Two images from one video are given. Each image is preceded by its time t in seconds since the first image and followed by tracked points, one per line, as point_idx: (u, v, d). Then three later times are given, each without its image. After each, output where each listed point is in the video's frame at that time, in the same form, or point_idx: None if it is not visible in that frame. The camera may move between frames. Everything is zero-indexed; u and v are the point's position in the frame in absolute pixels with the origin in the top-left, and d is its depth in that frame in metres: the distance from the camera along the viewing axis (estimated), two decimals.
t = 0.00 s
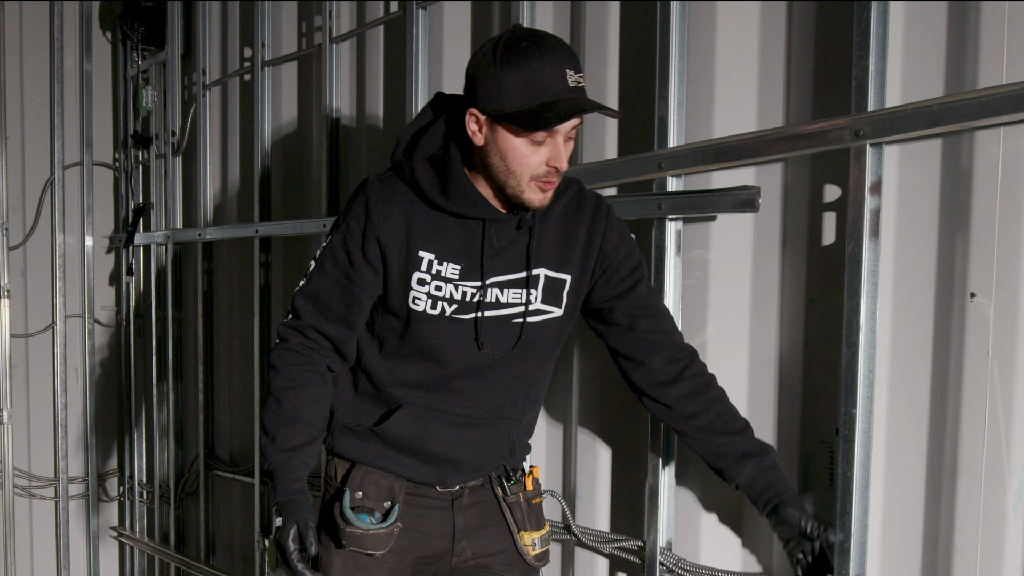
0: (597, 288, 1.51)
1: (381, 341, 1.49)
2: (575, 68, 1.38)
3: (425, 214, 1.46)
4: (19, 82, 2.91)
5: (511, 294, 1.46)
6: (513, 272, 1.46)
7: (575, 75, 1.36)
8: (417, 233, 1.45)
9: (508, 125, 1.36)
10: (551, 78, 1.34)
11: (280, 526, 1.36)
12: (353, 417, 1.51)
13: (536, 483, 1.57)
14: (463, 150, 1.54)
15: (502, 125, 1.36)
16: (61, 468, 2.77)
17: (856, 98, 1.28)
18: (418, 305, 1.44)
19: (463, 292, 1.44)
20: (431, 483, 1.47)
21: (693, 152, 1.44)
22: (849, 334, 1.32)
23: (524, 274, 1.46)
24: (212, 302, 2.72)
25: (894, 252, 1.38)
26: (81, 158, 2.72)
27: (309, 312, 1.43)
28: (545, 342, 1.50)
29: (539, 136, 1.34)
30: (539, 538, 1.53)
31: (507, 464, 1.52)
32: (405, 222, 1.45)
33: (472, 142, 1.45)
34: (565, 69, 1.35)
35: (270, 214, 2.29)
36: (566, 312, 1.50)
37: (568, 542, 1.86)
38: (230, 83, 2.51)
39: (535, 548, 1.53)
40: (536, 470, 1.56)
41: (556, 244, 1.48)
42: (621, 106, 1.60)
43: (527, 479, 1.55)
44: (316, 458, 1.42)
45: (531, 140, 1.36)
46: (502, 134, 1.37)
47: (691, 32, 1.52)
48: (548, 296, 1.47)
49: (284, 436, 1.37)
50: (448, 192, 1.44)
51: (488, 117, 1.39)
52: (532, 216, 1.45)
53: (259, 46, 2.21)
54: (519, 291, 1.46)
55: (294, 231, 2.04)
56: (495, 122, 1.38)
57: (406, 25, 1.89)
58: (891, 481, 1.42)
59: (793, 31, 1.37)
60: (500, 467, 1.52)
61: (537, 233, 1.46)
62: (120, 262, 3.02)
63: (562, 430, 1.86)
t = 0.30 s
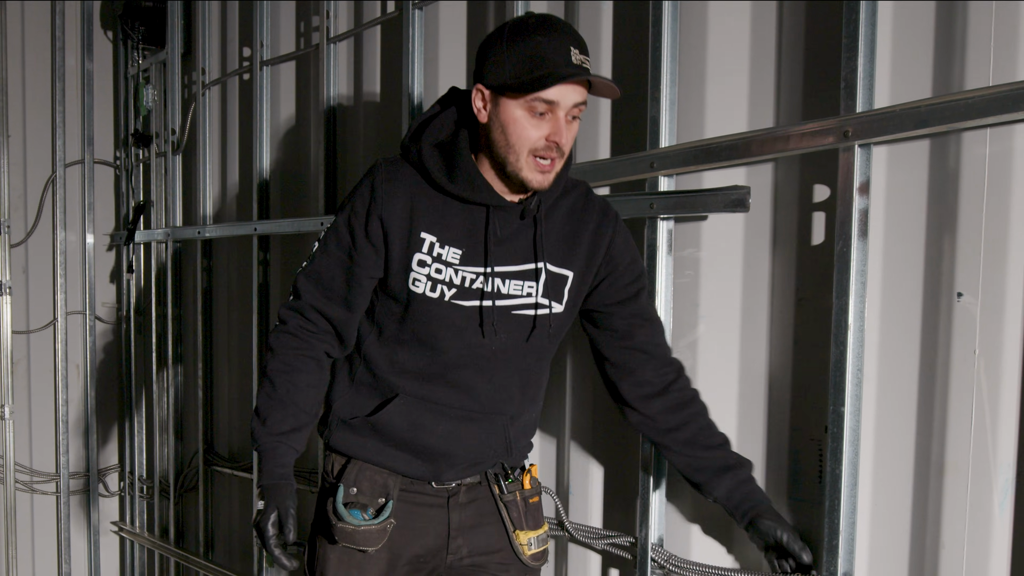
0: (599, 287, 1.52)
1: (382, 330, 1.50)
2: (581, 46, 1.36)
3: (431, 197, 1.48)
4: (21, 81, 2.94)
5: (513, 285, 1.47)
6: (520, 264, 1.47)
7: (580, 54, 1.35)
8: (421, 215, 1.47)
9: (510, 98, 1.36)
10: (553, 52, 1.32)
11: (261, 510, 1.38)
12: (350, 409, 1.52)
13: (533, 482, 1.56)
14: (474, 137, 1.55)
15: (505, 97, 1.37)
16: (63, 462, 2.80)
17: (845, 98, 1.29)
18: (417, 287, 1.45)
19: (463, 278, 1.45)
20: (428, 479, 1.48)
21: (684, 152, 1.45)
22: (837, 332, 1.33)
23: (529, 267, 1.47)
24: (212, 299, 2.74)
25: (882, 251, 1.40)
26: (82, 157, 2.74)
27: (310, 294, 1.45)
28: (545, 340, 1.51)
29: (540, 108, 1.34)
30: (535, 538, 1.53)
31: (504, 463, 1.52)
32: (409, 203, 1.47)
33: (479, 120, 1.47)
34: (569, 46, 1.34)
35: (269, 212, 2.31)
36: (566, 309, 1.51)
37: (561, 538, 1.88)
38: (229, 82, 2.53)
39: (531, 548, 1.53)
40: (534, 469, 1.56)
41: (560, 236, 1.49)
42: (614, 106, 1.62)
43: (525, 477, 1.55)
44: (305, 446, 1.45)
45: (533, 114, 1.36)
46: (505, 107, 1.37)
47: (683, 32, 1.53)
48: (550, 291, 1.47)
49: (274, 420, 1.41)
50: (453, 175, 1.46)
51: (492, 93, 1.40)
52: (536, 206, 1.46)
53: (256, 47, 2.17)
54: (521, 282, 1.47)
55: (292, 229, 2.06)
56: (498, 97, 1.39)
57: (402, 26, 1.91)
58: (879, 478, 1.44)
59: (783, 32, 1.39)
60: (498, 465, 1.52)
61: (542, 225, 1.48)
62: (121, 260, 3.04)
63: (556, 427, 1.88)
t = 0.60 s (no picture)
0: (587, 274, 1.55)
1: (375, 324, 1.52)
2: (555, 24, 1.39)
3: (419, 188, 1.50)
4: (22, 81, 2.96)
5: (504, 271, 1.48)
6: (508, 250, 1.48)
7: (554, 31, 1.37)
8: (410, 204, 1.48)
9: (487, 76, 1.39)
10: (528, 28, 1.35)
11: (263, 512, 1.40)
12: (347, 407, 1.54)
13: (532, 483, 1.57)
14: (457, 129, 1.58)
15: (482, 75, 1.40)
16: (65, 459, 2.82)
17: (835, 99, 1.31)
18: (409, 277, 1.46)
19: (455, 266, 1.46)
20: (427, 475, 1.49)
21: (678, 152, 1.46)
22: (827, 330, 1.35)
23: (519, 252, 1.48)
24: (212, 297, 2.76)
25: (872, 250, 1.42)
26: (83, 156, 2.77)
27: (303, 294, 1.48)
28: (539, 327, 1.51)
29: (518, 84, 1.37)
30: (530, 539, 1.54)
31: (504, 460, 1.54)
32: (396, 195, 1.49)
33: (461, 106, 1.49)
34: (544, 23, 1.37)
35: (268, 211, 2.33)
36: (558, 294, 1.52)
37: (556, 534, 1.91)
38: (228, 82, 2.55)
39: (525, 548, 1.54)
40: (535, 470, 1.58)
41: (549, 223, 1.50)
42: (607, 107, 1.64)
43: (524, 477, 1.56)
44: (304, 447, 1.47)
45: (510, 90, 1.38)
46: (483, 85, 1.40)
47: (676, 33, 1.55)
48: (541, 276, 1.49)
49: (273, 423, 1.44)
50: (439, 164, 1.48)
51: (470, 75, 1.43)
52: (523, 191, 1.48)
53: (257, 45, 2.23)
54: (512, 268, 1.48)
55: (291, 229, 2.09)
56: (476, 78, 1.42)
57: (399, 27, 1.93)
58: (869, 476, 1.45)
59: (774, 33, 1.40)
60: (498, 462, 1.53)
61: (529, 210, 1.49)
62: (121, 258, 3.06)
63: (552, 424, 1.91)
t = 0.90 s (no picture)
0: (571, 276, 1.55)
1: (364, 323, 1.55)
2: (529, 23, 1.38)
3: (403, 190, 1.51)
4: (26, 83, 2.98)
5: (487, 272, 1.48)
6: (490, 251, 1.49)
7: (524, 31, 1.37)
8: (392, 206, 1.50)
9: (457, 73, 1.41)
10: (492, 27, 1.36)
11: (263, 514, 1.41)
12: (337, 407, 1.58)
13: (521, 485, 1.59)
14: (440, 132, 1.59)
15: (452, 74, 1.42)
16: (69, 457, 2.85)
17: (827, 104, 1.32)
18: (392, 279, 1.48)
19: (438, 267, 1.47)
20: (415, 475, 1.51)
21: (670, 156, 1.48)
22: (819, 333, 1.36)
23: (500, 253, 1.49)
24: (213, 297, 2.79)
25: (863, 253, 1.43)
26: (86, 158, 2.79)
27: (295, 299, 1.51)
28: (522, 327, 1.51)
29: (482, 85, 1.38)
30: (518, 541, 1.57)
31: (493, 462, 1.55)
32: (380, 200, 1.51)
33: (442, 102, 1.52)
34: (512, 23, 1.36)
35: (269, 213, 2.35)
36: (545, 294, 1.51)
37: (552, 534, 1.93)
38: (229, 85, 2.57)
39: (514, 550, 1.57)
40: (524, 471, 1.59)
41: (532, 224, 1.51)
42: (603, 111, 1.65)
43: (513, 480, 1.58)
44: (304, 449, 1.49)
45: (476, 90, 1.40)
46: (453, 83, 1.42)
47: (670, 38, 1.56)
48: (524, 276, 1.49)
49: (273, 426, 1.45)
50: (421, 167, 1.49)
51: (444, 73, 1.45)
52: (505, 192, 1.49)
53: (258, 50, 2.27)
54: (494, 269, 1.48)
55: (291, 231, 2.11)
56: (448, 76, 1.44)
57: (398, 31, 1.95)
58: (861, 477, 1.47)
59: (767, 39, 1.41)
60: (485, 464, 1.54)
61: (511, 212, 1.50)
62: (124, 259, 3.09)
63: (548, 424, 1.93)
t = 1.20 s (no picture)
0: (555, 282, 1.59)
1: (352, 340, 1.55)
2: (527, 51, 1.39)
3: (387, 205, 1.52)
4: (26, 85, 3.00)
5: (474, 281, 1.52)
6: (473, 261, 1.52)
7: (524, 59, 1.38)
8: (377, 222, 1.51)
9: (455, 98, 1.40)
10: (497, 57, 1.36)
11: (242, 540, 1.43)
12: (331, 422, 1.57)
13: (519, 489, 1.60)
14: (421, 143, 1.61)
15: (450, 97, 1.41)
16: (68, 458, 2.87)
17: (817, 115, 1.33)
18: (381, 291, 1.50)
19: (426, 278, 1.50)
20: (414, 485, 1.52)
21: (663, 165, 1.49)
22: (809, 341, 1.38)
23: (482, 263, 1.53)
24: (212, 299, 2.81)
25: (853, 261, 1.45)
26: (86, 160, 2.81)
27: (278, 317, 1.49)
28: (500, 334, 1.57)
29: (484, 112, 1.38)
30: (517, 545, 1.59)
31: (489, 467, 1.58)
32: (365, 214, 1.51)
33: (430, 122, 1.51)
34: (512, 50, 1.38)
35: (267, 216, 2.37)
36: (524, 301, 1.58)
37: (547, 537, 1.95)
38: (228, 89, 2.59)
39: (512, 554, 1.59)
40: (521, 476, 1.60)
41: (514, 234, 1.55)
42: (597, 119, 1.67)
43: (511, 484, 1.59)
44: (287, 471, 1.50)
45: (477, 115, 1.39)
46: (451, 108, 1.42)
47: (663, 47, 1.57)
48: (508, 284, 1.54)
49: (252, 452, 1.45)
50: (404, 179, 1.50)
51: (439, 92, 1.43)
52: (488, 203, 1.52)
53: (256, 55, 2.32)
54: (480, 278, 1.52)
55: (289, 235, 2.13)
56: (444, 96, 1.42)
57: (395, 37, 1.96)
58: (851, 482, 1.48)
59: (759, 49, 1.42)
60: (482, 469, 1.57)
61: (495, 222, 1.54)
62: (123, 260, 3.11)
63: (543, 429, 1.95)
